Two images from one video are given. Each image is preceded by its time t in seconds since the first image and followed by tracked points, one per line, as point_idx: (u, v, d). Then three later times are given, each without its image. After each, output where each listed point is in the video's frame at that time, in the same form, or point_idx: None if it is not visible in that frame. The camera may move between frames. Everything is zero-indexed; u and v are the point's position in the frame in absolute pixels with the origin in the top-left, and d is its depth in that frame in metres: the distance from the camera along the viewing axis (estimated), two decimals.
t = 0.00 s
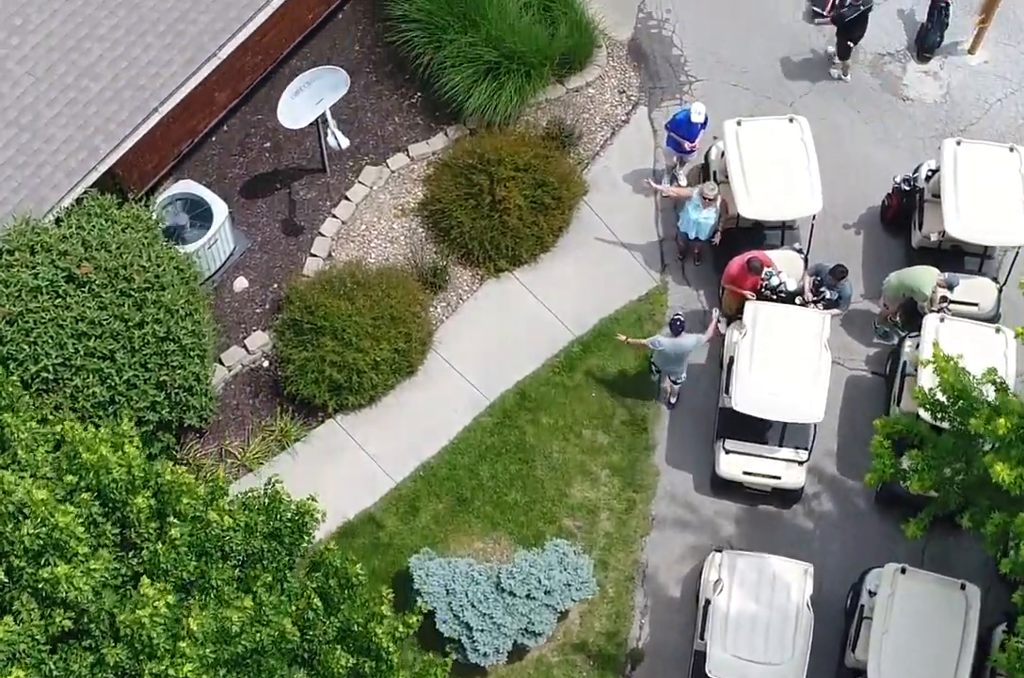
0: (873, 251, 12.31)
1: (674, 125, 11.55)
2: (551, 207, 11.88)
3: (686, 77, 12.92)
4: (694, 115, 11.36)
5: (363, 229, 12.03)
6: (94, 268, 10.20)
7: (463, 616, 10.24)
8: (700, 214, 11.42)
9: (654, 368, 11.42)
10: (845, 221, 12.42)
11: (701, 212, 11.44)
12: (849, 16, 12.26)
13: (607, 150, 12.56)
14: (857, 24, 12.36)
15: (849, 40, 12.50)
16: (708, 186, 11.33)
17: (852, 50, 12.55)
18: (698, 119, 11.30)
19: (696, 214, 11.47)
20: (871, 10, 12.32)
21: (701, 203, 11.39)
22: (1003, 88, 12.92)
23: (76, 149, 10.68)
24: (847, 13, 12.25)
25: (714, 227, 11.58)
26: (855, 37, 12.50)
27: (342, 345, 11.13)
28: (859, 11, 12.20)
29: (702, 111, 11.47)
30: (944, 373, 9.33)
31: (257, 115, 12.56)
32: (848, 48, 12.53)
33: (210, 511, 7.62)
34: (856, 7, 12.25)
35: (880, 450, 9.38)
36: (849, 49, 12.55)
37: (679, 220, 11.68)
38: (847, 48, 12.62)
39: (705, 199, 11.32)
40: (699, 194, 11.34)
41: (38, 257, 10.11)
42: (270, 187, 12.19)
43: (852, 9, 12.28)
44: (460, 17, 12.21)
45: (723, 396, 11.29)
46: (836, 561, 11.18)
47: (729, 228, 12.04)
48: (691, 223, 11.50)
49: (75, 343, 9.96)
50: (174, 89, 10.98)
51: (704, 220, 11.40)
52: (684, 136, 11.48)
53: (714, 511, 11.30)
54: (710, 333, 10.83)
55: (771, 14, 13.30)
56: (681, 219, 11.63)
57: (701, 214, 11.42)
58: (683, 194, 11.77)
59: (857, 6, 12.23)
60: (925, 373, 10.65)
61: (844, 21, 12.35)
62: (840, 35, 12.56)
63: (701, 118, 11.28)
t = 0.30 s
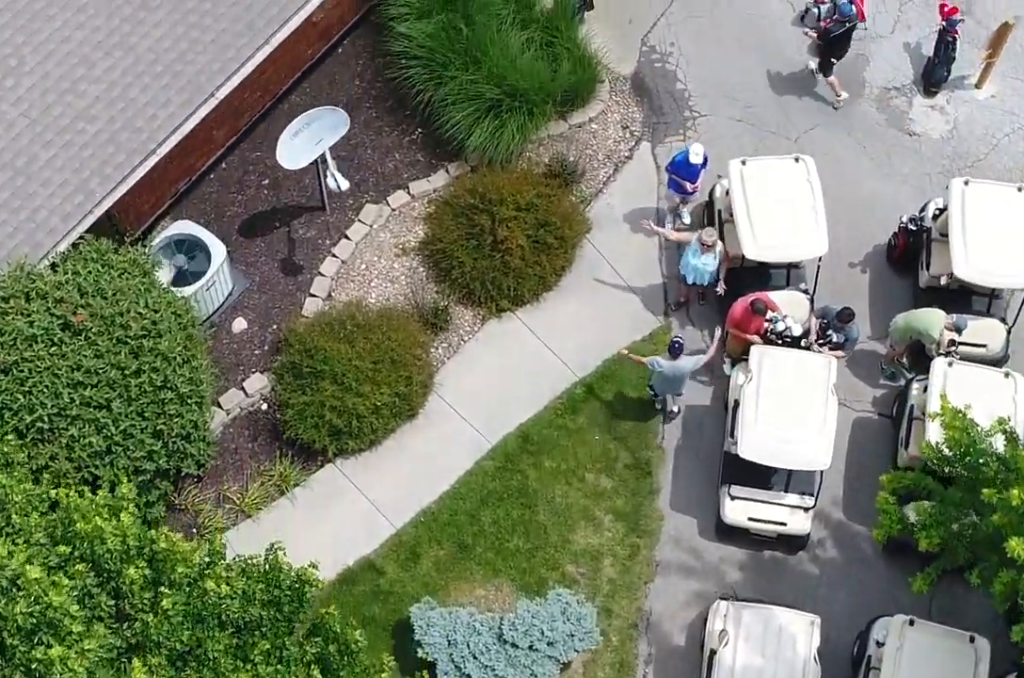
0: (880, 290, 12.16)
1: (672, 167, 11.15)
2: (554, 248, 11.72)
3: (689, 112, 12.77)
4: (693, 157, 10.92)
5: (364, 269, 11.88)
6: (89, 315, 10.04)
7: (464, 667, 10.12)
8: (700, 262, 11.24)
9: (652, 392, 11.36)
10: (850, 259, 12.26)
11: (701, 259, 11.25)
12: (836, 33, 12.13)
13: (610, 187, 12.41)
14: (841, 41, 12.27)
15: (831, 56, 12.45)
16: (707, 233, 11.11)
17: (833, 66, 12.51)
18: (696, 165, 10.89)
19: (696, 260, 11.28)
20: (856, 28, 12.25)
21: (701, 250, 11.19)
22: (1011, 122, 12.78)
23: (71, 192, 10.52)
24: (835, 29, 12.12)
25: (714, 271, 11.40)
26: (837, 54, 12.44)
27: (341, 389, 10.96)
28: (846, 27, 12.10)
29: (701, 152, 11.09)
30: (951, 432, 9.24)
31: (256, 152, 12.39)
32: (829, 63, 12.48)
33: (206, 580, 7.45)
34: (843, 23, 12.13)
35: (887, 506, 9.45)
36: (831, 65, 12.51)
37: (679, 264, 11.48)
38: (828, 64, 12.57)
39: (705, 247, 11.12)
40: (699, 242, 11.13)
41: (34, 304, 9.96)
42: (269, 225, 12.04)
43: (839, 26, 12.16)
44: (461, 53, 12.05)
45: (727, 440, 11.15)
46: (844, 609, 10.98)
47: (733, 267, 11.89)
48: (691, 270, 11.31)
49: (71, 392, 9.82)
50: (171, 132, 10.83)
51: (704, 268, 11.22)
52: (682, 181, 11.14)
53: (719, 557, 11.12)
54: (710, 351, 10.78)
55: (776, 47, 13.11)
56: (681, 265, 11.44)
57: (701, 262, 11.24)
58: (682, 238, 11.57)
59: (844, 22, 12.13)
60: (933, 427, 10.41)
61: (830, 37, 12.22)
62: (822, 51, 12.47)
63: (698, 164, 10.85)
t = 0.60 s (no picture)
0: (886, 332, 12.01)
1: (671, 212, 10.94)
2: (556, 290, 11.57)
3: (693, 149, 12.62)
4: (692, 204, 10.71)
5: (363, 311, 11.72)
6: (85, 365, 9.86)
7: None
8: (696, 309, 11.04)
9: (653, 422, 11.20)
10: (856, 300, 12.12)
11: (696, 306, 11.05)
12: (821, 50, 12.21)
13: (612, 226, 12.26)
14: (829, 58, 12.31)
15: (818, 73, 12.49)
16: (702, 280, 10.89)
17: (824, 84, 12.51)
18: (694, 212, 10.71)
19: (692, 308, 11.09)
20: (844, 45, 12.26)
21: (696, 297, 10.98)
22: (1018, 159, 12.63)
23: (66, 240, 10.37)
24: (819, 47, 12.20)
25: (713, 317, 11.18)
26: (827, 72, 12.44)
27: (341, 437, 10.80)
28: (831, 45, 12.16)
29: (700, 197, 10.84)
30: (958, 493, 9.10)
31: (253, 190, 12.23)
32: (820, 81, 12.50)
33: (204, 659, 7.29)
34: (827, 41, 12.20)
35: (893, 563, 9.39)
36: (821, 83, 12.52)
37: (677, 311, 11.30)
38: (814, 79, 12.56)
39: (699, 294, 10.91)
40: (693, 289, 10.92)
41: (27, 355, 9.79)
42: (267, 267, 11.88)
43: (824, 43, 12.23)
44: (461, 92, 11.88)
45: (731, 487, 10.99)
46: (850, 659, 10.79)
47: (737, 309, 11.73)
48: (688, 317, 11.13)
49: (65, 444, 9.64)
50: (167, 177, 10.71)
51: (699, 315, 11.02)
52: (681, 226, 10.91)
53: (723, 606, 10.94)
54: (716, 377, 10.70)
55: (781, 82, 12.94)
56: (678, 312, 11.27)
57: (697, 309, 11.05)
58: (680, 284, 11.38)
59: (829, 40, 12.19)
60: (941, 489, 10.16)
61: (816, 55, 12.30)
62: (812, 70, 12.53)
63: (696, 211, 10.63)
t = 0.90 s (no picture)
0: (893, 375, 11.84)
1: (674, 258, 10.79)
2: (558, 335, 11.41)
3: (697, 188, 12.47)
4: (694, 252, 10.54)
5: (363, 354, 11.56)
6: (80, 418, 9.74)
7: None
8: (694, 360, 10.77)
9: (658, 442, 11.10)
10: (862, 342, 11.95)
11: (695, 357, 10.78)
12: (800, 68, 12.31)
13: (615, 267, 12.11)
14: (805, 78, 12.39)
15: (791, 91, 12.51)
16: (702, 331, 10.61)
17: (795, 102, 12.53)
18: (695, 260, 10.55)
19: (691, 358, 10.81)
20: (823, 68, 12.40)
21: (695, 348, 10.71)
22: None
23: (61, 287, 10.20)
24: (801, 62, 12.31)
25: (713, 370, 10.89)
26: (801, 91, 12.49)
27: (340, 487, 10.64)
28: (812, 63, 12.28)
29: (704, 245, 10.68)
30: (966, 553, 8.94)
31: (252, 232, 12.08)
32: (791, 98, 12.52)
33: None
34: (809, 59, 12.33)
35: (902, 621, 9.27)
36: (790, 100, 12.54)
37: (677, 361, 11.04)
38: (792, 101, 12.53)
39: (698, 345, 10.64)
40: (693, 339, 10.65)
41: (22, 408, 9.64)
42: (266, 309, 11.72)
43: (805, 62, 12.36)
44: (462, 133, 11.73)
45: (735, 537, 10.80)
46: None
47: (741, 353, 11.56)
48: (686, 368, 10.87)
49: (60, 500, 9.50)
50: (165, 222, 10.54)
51: (697, 367, 10.75)
52: (682, 272, 10.77)
53: (728, 657, 10.73)
54: (719, 407, 10.55)
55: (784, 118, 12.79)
56: (678, 361, 11.02)
57: (695, 360, 10.77)
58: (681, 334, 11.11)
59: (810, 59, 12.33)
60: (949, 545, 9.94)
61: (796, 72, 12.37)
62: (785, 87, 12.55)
63: (699, 260, 10.50)
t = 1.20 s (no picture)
0: (900, 420, 11.66)
1: (678, 305, 10.47)
2: (560, 380, 11.24)
3: (700, 228, 12.29)
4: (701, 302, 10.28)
5: (363, 399, 11.39)
6: (74, 474, 9.55)
7: None
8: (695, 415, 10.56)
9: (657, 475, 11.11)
10: (869, 386, 11.78)
11: (696, 413, 10.57)
12: (786, 88, 11.84)
13: (617, 309, 11.95)
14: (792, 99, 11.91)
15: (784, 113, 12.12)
16: (706, 388, 10.45)
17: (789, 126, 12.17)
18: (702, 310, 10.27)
19: (691, 414, 10.60)
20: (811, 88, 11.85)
21: (697, 405, 10.51)
22: None
23: (56, 337, 10.02)
24: (784, 83, 11.80)
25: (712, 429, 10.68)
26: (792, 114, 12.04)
27: (339, 539, 10.46)
28: (795, 85, 11.75)
29: (710, 293, 10.41)
30: (979, 613, 8.77)
31: (249, 273, 11.90)
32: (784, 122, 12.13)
33: None
34: (794, 80, 11.80)
35: None
36: (785, 123, 12.18)
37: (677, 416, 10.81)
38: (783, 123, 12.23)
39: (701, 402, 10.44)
40: (696, 396, 10.49)
41: (15, 463, 9.46)
42: (263, 354, 11.56)
43: (790, 82, 11.83)
44: (463, 174, 11.55)
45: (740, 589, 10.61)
46: None
47: (745, 398, 11.39)
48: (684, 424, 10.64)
49: (53, 557, 9.31)
50: (160, 270, 10.39)
51: (697, 423, 10.51)
52: (686, 319, 10.51)
53: None
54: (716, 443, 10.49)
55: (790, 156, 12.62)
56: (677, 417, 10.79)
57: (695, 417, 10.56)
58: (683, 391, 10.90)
59: (795, 79, 11.78)
60: (959, 601, 9.80)
61: (781, 92, 11.91)
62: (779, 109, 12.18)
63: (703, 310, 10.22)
